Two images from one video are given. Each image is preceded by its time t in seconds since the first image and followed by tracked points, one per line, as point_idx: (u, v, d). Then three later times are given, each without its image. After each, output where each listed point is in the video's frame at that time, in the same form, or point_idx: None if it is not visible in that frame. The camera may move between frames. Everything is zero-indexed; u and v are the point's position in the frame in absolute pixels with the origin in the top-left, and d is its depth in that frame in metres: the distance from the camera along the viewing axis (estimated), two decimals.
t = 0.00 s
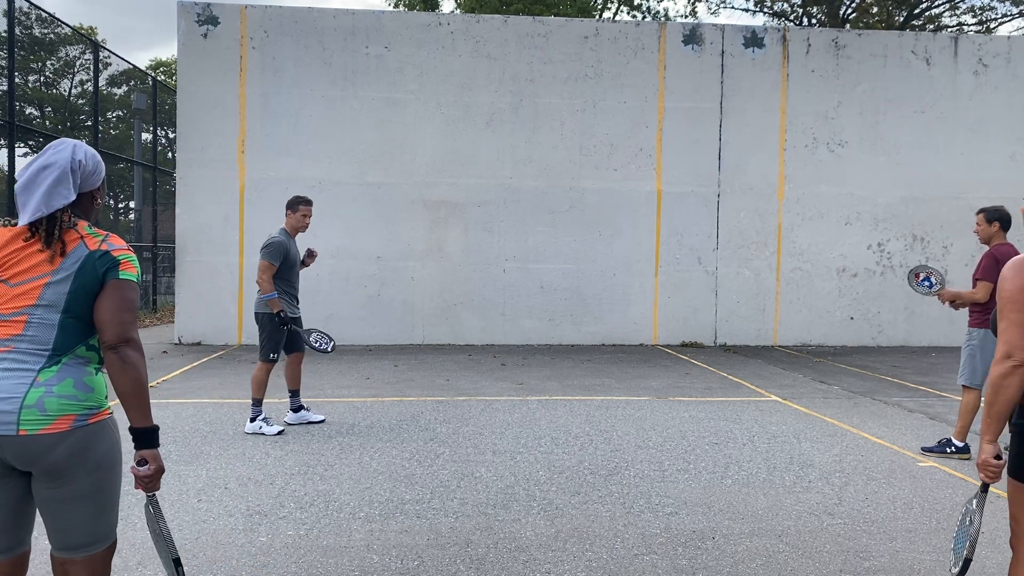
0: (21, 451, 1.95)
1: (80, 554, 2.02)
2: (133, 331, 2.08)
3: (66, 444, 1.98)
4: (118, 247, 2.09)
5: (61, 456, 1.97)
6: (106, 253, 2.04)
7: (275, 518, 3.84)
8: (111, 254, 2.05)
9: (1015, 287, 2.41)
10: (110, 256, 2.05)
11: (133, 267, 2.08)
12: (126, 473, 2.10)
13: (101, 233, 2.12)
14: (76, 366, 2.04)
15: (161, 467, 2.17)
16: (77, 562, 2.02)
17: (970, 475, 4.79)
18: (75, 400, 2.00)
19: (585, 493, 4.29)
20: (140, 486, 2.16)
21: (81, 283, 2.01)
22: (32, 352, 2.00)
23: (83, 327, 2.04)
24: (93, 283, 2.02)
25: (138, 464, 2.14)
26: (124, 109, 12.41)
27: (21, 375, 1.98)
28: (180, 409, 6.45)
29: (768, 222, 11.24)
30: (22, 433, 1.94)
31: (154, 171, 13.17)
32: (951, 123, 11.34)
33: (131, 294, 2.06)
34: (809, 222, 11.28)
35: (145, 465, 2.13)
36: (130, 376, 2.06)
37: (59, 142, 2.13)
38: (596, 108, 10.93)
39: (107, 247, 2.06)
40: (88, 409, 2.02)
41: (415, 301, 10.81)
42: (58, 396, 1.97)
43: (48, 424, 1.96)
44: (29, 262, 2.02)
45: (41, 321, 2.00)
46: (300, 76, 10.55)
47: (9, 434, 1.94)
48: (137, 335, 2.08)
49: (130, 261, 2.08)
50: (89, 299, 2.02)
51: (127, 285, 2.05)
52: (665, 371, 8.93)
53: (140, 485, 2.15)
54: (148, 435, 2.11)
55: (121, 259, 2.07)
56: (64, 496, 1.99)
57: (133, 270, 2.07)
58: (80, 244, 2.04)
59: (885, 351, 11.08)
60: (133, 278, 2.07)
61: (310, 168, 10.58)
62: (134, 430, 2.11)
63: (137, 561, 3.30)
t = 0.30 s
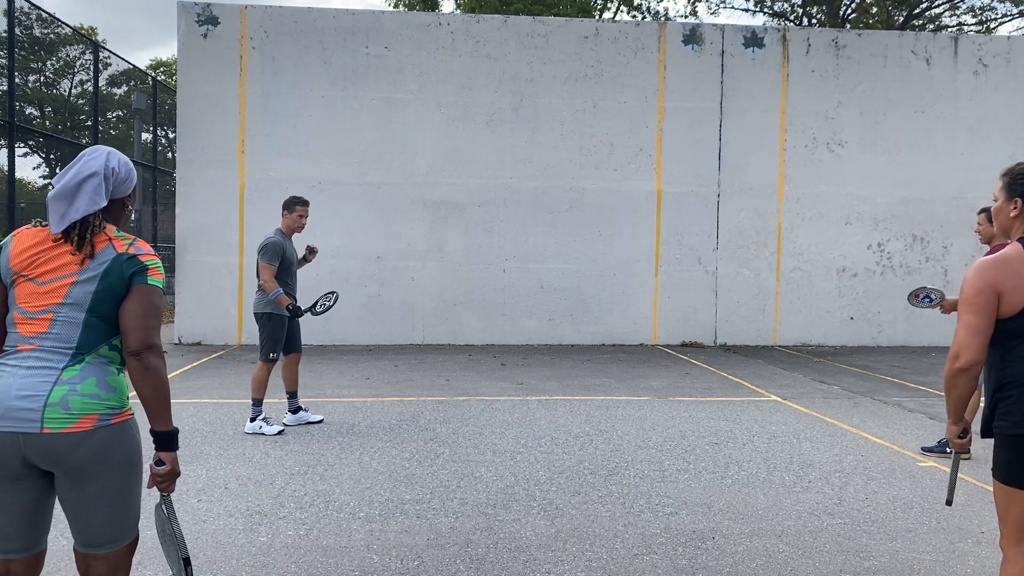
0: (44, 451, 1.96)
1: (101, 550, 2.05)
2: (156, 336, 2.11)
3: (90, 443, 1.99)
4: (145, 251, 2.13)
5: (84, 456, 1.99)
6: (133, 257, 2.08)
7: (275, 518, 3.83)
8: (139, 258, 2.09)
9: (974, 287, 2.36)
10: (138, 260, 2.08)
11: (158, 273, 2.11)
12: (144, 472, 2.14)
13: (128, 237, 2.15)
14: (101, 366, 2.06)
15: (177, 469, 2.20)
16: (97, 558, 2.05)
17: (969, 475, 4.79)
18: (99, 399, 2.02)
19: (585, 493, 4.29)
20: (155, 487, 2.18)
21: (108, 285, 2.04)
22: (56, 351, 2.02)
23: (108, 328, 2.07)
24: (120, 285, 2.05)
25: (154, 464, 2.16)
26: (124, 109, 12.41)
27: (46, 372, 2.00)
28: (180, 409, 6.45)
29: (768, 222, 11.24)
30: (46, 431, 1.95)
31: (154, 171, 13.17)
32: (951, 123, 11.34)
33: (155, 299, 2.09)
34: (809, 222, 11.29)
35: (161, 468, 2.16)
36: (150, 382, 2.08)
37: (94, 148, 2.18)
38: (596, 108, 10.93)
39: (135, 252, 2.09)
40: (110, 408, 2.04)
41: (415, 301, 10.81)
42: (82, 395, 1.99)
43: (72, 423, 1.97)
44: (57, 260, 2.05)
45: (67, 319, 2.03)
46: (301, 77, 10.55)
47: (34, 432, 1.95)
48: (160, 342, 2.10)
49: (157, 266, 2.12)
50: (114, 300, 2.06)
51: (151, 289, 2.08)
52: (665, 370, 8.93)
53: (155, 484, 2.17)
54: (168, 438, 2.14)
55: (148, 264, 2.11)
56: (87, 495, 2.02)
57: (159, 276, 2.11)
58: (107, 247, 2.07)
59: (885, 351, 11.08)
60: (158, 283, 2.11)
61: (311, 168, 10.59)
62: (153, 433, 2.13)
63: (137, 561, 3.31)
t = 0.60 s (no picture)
0: (49, 462, 1.96)
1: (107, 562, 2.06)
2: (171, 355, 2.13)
3: (92, 458, 1.98)
4: (164, 274, 2.16)
5: (90, 466, 1.98)
6: (152, 278, 2.11)
7: (275, 518, 3.84)
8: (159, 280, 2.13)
9: (987, 288, 2.37)
10: (157, 281, 2.12)
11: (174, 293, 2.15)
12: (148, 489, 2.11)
13: (147, 259, 2.18)
14: (109, 380, 2.06)
15: (180, 488, 2.18)
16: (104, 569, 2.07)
17: (969, 475, 4.79)
18: (103, 414, 2.00)
19: (585, 494, 4.29)
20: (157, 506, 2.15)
21: (124, 302, 2.06)
22: (66, 363, 2.02)
23: (119, 343, 2.07)
24: (137, 303, 2.07)
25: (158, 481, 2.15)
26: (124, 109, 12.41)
27: (54, 383, 2.00)
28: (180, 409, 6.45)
29: (768, 222, 11.24)
30: (50, 443, 1.96)
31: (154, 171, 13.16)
32: (951, 123, 11.34)
33: (170, 318, 2.11)
34: (809, 222, 11.29)
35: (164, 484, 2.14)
36: (164, 399, 2.09)
37: (113, 171, 2.22)
38: (596, 108, 10.93)
39: (155, 273, 2.13)
40: (114, 424, 2.02)
41: (415, 301, 10.81)
42: (87, 408, 1.98)
43: (75, 436, 1.96)
44: (77, 275, 2.07)
45: (81, 333, 2.03)
46: (301, 77, 10.55)
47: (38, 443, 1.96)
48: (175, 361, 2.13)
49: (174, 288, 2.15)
50: (130, 318, 2.07)
51: (168, 308, 2.11)
52: (665, 371, 8.93)
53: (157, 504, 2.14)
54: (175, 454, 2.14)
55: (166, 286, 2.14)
56: (90, 509, 2.01)
57: (176, 297, 2.14)
58: (128, 266, 2.10)
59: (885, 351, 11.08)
60: (175, 304, 2.14)
61: (311, 168, 10.59)
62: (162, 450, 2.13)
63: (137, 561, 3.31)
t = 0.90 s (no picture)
0: (46, 423, 1.96)
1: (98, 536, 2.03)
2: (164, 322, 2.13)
3: (89, 421, 1.98)
4: (160, 240, 2.17)
5: (83, 432, 1.98)
6: (149, 245, 2.12)
7: (275, 518, 3.84)
8: (155, 246, 2.14)
9: None
10: (152, 248, 2.13)
11: (170, 257, 2.15)
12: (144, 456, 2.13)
13: (144, 228, 2.19)
14: (108, 351, 2.07)
15: (179, 454, 2.18)
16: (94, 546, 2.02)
17: (970, 475, 4.79)
18: (104, 379, 2.03)
19: (585, 493, 4.29)
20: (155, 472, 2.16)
21: (125, 270, 2.08)
22: (68, 332, 2.03)
23: (119, 312, 2.09)
24: (135, 270, 2.08)
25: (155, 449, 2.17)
26: (124, 109, 12.41)
27: (57, 350, 2.01)
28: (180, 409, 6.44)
29: (768, 222, 11.24)
30: (49, 404, 1.96)
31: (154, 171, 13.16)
32: (951, 123, 11.34)
33: (168, 284, 2.12)
34: (809, 222, 11.28)
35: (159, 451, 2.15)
36: (155, 365, 2.08)
37: (102, 142, 2.22)
38: (596, 108, 10.93)
39: (151, 240, 2.14)
40: (113, 390, 2.04)
41: (415, 301, 10.81)
42: (89, 372, 2.01)
43: (74, 398, 1.97)
44: (75, 245, 2.08)
45: (82, 303, 2.05)
46: (301, 76, 10.55)
47: (36, 404, 1.96)
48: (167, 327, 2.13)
49: (170, 254, 2.16)
50: (128, 287, 2.08)
51: (166, 274, 2.12)
52: (665, 370, 8.92)
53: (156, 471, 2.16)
54: (169, 421, 2.15)
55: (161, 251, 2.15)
56: (86, 475, 2.01)
57: (172, 261, 2.15)
58: (126, 236, 2.11)
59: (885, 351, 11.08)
60: (173, 269, 2.15)
61: (311, 167, 10.58)
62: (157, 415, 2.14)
63: (137, 561, 3.30)
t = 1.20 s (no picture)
0: (66, 447, 2.06)
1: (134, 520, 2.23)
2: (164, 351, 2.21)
3: (107, 441, 2.10)
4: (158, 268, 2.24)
5: (105, 451, 2.11)
6: (146, 274, 2.19)
7: (275, 518, 3.83)
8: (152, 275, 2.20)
9: (1020, 286, 2.57)
10: (150, 276, 2.19)
11: (167, 288, 2.21)
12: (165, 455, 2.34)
13: (143, 255, 2.26)
14: (115, 374, 2.16)
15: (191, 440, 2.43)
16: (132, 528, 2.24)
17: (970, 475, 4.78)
18: (115, 403, 2.12)
19: (585, 493, 4.29)
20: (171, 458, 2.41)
21: (124, 299, 2.15)
22: (73, 358, 2.11)
23: (120, 338, 2.16)
24: (133, 300, 2.15)
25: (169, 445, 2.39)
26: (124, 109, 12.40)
27: (65, 376, 2.09)
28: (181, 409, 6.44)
29: (768, 222, 11.23)
30: (67, 429, 2.05)
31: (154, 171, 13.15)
32: (951, 123, 11.34)
33: (166, 314, 2.19)
34: (809, 222, 11.28)
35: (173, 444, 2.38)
36: (161, 392, 2.21)
37: (117, 172, 2.29)
38: (596, 108, 10.93)
39: (149, 268, 2.20)
40: (124, 412, 2.15)
41: (415, 301, 10.81)
42: (99, 398, 2.09)
43: (90, 423, 2.07)
44: (77, 274, 2.15)
45: (85, 329, 2.12)
46: (301, 76, 10.55)
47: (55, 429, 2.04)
48: (168, 358, 2.19)
49: (167, 283, 2.22)
50: (128, 315, 2.16)
51: (162, 304, 2.18)
52: (665, 370, 8.92)
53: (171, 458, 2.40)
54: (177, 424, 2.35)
55: (159, 279, 2.21)
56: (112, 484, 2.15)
57: (168, 291, 2.21)
58: (123, 265, 2.17)
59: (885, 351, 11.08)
60: (169, 300, 2.21)
61: (310, 168, 10.58)
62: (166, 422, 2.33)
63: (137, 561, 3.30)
